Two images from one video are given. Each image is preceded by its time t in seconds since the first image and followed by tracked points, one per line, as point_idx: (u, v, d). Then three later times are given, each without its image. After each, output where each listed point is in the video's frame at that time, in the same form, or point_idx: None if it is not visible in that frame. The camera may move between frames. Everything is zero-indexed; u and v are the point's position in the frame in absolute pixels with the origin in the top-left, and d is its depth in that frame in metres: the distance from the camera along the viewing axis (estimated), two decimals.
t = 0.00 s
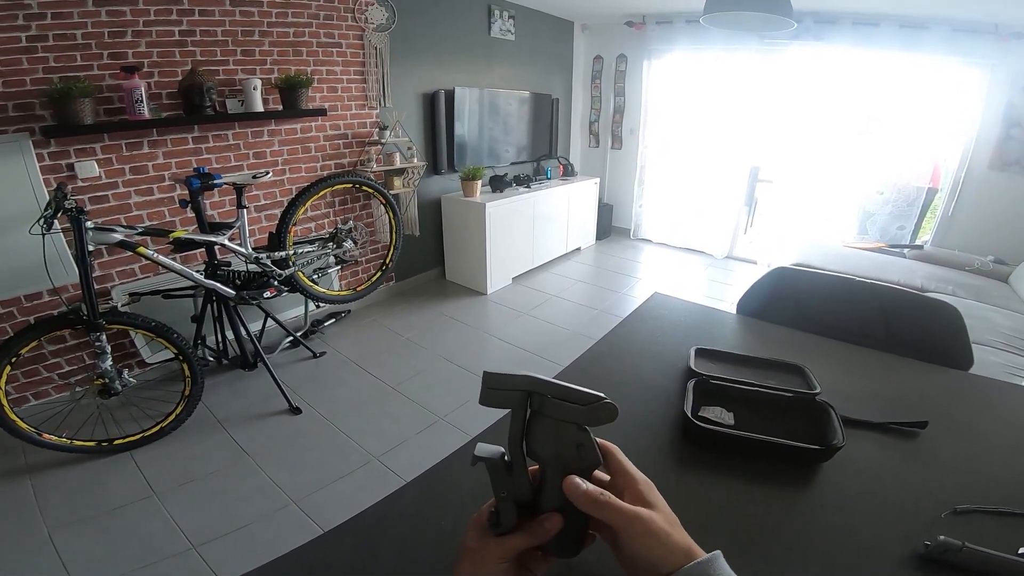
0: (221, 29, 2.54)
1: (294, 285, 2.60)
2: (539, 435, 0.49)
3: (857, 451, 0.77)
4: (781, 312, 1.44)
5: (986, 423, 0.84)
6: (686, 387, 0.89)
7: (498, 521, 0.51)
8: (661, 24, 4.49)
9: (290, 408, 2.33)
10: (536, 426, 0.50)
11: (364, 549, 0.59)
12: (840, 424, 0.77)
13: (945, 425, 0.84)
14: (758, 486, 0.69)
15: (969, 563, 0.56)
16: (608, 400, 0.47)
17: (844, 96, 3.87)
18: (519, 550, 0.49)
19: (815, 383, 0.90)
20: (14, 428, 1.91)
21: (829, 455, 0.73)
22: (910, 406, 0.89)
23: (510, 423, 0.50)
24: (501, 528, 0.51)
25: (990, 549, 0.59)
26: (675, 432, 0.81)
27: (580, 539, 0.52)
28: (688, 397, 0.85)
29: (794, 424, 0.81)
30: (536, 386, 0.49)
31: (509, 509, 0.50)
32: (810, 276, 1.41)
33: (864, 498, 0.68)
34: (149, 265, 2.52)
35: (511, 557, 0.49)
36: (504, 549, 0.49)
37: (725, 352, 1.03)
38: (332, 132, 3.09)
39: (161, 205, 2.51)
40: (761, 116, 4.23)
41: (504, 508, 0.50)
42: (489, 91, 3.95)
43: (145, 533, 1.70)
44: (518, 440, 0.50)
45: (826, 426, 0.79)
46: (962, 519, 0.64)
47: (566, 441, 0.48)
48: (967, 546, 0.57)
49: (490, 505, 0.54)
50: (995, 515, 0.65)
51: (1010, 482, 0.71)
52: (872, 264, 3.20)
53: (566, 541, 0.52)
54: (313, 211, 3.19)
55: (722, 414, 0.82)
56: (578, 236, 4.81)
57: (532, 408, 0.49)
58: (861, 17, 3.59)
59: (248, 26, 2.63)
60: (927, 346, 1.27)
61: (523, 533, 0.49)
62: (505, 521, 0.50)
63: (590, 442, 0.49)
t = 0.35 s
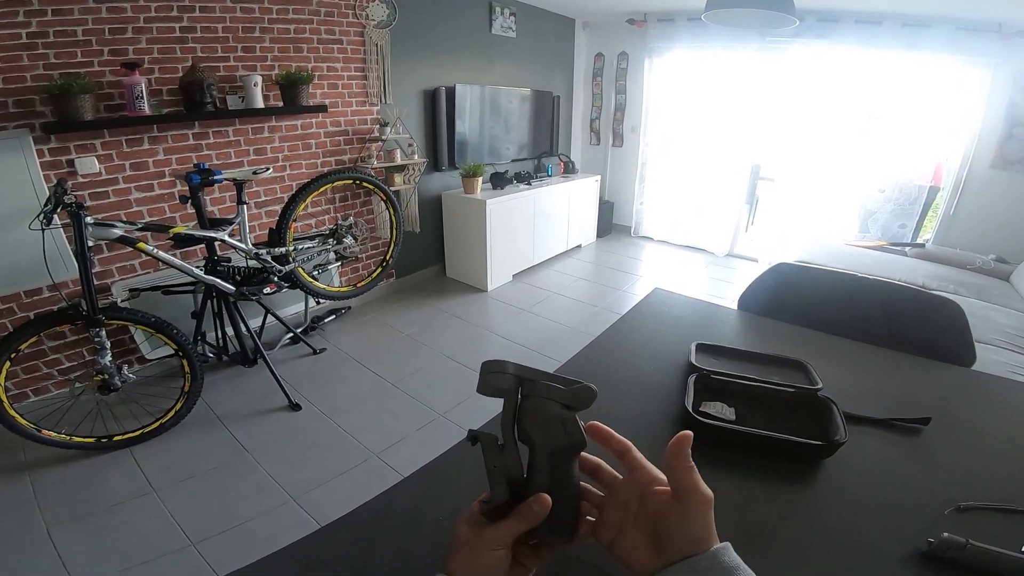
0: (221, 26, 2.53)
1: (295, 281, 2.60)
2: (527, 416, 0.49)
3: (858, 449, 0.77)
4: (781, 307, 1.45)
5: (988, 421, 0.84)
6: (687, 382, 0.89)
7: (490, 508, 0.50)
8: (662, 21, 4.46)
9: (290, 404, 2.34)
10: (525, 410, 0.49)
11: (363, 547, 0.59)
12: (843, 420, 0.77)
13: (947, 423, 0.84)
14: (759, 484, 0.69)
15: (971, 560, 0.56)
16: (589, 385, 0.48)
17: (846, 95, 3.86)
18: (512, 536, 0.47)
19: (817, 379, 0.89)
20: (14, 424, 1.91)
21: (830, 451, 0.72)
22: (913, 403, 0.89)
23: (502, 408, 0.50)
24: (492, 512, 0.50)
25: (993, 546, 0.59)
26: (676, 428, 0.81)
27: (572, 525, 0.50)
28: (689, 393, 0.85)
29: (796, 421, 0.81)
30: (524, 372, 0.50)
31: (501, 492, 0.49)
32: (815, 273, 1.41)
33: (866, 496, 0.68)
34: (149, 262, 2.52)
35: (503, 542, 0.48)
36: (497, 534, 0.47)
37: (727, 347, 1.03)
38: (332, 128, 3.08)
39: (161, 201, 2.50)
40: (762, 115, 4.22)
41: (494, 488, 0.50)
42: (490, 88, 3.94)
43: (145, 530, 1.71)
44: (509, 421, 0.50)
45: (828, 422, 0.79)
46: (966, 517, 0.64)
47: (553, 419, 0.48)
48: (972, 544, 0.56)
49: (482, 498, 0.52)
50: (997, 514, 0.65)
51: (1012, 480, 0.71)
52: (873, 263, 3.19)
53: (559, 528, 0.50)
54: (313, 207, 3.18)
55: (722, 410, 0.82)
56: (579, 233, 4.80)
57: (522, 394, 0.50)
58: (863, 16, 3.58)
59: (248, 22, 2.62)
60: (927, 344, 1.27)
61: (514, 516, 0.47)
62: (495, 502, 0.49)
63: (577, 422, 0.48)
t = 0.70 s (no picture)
0: (220, 24, 2.52)
1: (294, 279, 2.60)
2: (527, 413, 0.49)
3: (856, 446, 0.77)
4: (777, 304, 1.44)
5: (987, 418, 0.84)
6: (685, 378, 0.90)
7: (489, 505, 0.50)
8: (662, 19, 4.47)
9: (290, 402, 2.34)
10: (525, 406, 0.49)
11: (362, 545, 0.59)
12: (841, 418, 0.77)
13: (945, 420, 0.84)
14: (757, 481, 0.70)
15: (969, 557, 0.56)
16: (590, 381, 0.48)
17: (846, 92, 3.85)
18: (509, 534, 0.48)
19: (816, 375, 0.90)
20: (15, 423, 1.92)
21: (827, 448, 0.73)
22: (911, 400, 0.89)
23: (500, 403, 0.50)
24: (492, 510, 0.50)
25: (990, 543, 0.60)
26: (675, 424, 0.81)
27: (569, 522, 0.51)
28: (687, 389, 0.85)
29: (794, 417, 0.81)
30: (523, 366, 0.49)
31: (500, 488, 0.50)
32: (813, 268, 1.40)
33: (863, 492, 0.68)
34: (149, 260, 2.52)
35: (502, 538, 0.48)
36: (495, 532, 0.48)
37: (725, 344, 1.03)
38: (332, 126, 3.08)
39: (160, 199, 2.50)
40: (762, 112, 4.21)
41: (494, 485, 0.50)
42: (490, 86, 3.94)
43: (145, 528, 1.71)
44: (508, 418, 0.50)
45: (826, 419, 0.79)
46: (964, 514, 0.64)
47: (553, 418, 0.48)
48: (970, 542, 0.57)
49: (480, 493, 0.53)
50: (996, 511, 0.65)
51: (1010, 477, 0.71)
52: (873, 260, 3.19)
53: (557, 526, 0.51)
54: (313, 205, 3.18)
55: (721, 406, 0.82)
56: (579, 231, 4.80)
57: (521, 389, 0.49)
58: (863, 14, 3.57)
59: (247, 20, 2.61)
60: (926, 341, 1.28)
61: (512, 515, 0.48)
62: (495, 500, 0.50)
63: (577, 420, 0.48)
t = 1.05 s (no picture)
0: (211, 20, 2.50)
1: (289, 273, 2.60)
2: (505, 398, 0.51)
3: (846, 436, 0.78)
4: (768, 293, 1.45)
5: (975, 406, 0.86)
6: (676, 367, 0.91)
7: (470, 493, 0.51)
8: (657, 12, 4.47)
9: (286, 397, 2.35)
10: (502, 391, 0.51)
11: (359, 534, 0.60)
12: (830, 406, 0.78)
13: (934, 409, 0.85)
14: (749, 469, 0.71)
15: (957, 547, 0.57)
16: (564, 365, 0.50)
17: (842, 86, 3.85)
18: (492, 520, 0.49)
19: (805, 362, 0.91)
20: (11, 420, 1.92)
21: (817, 436, 0.74)
22: (901, 388, 0.91)
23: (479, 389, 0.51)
24: (472, 496, 0.51)
25: (981, 533, 0.61)
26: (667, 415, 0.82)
27: (548, 506, 0.52)
28: (678, 379, 0.86)
29: (783, 406, 0.83)
30: (500, 351, 0.51)
31: (480, 473, 0.50)
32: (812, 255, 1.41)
33: (853, 482, 0.69)
34: (143, 256, 2.51)
35: (486, 524, 0.48)
36: (477, 518, 0.48)
37: (717, 332, 1.05)
38: (326, 121, 3.06)
39: (154, 195, 2.49)
40: (759, 107, 4.20)
41: (473, 471, 0.51)
42: (485, 79, 3.92)
43: (144, 524, 1.72)
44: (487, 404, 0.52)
45: (815, 407, 0.80)
46: (952, 503, 0.66)
47: (529, 402, 0.50)
48: (959, 532, 0.58)
49: (459, 481, 0.53)
50: (984, 501, 0.66)
51: (996, 465, 0.73)
52: (869, 252, 3.21)
53: (536, 509, 0.52)
54: (307, 200, 3.17)
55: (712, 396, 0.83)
56: (575, 223, 4.81)
57: (498, 374, 0.51)
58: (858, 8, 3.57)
59: (239, 16, 2.59)
60: (918, 331, 1.29)
61: (493, 501, 0.48)
62: (476, 486, 0.50)
63: (553, 404, 0.50)
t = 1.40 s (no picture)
0: (199, 20, 2.48)
1: (285, 273, 2.59)
2: (510, 397, 0.51)
3: (842, 428, 0.79)
4: (767, 286, 1.47)
5: (973, 397, 0.86)
6: (672, 360, 0.92)
7: (472, 491, 0.52)
8: (649, 5, 4.45)
9: (285, 397, 2.36)
10: (507, 390, 0.51)
11: (360, 533, 0.60)
12: (827, 396, 0.78)
13: (929, 398, 0.86)
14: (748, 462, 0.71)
15: (956, 540, 0.57)
16: (572, 366, 0.50)
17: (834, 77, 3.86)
18: (494, 519, 0.50)
19: (803, 353, 0.92)
20: (11, 425, 1.92)
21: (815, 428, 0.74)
22: (897, 379, 0.92)
23: (484, 388, 0.51)
24: (474, 497, 0.52)
25: (981, 525, 0.61)
26: (664, 409, 0.83)
27: (549, 506, 0.53)
28: (675, 372, 0.88)
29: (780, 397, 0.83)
30: (507, 350, 0.52)
31: (482, 473, 0.52)
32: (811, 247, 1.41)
33: (852, 474, 0.69)
34: (139, 258, 2.51)
35: (486, 526, 0.50)
36: (479, 518, 0.50)
37: (713, 324, 1.05)
38: (318, 120, 3.05)
39: (147, 198, 2.48)
40: (753, 99, 4.20)
41: (476, 472, 0.52)
42: (479, 75, 3.91)
43: (146, 527, 1.73)
44: (491, 404, 0.52)
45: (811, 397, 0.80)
46: (952, 495, 0.66)
47: (534, 402, 0.50)
48: (957, 524, 0.58)
49: (463, 479, 0.55)
50: (984, 492, 0.66)
51: (995, 455, 0.73)
52: (865, 241, 3.23)
53: (536, 510, 0.53)
54: (302, 199, 3.17)
55: (708, 388, 0.84)
56: (572, 218, 4.81)
57: (504, 373, 0.52)
58: None
59: (228, 16, 2.57)
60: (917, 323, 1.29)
61: (494, 502, 0.50)
62: (478, 487, 0.52)
63: (558, 405, 0.50)
